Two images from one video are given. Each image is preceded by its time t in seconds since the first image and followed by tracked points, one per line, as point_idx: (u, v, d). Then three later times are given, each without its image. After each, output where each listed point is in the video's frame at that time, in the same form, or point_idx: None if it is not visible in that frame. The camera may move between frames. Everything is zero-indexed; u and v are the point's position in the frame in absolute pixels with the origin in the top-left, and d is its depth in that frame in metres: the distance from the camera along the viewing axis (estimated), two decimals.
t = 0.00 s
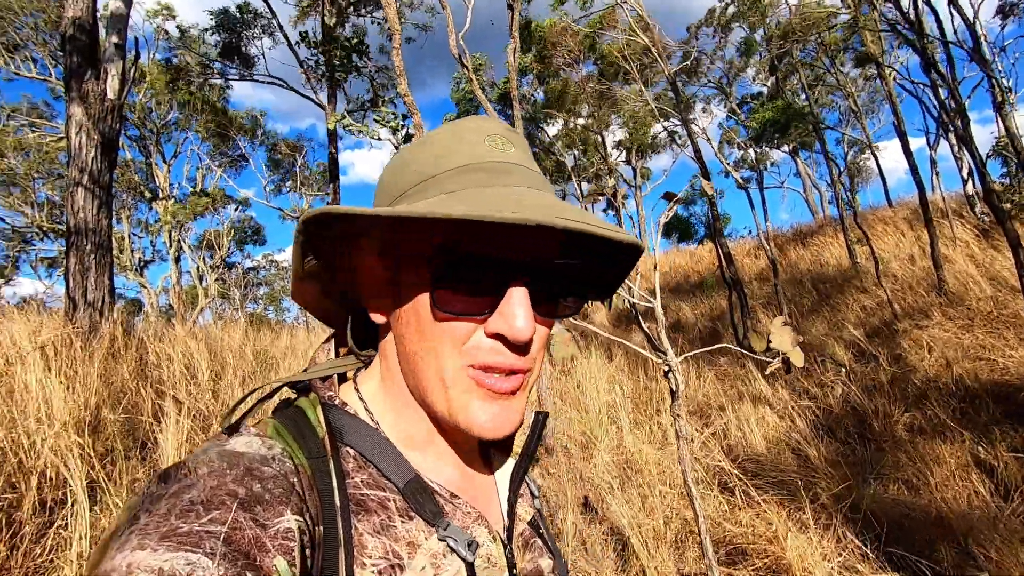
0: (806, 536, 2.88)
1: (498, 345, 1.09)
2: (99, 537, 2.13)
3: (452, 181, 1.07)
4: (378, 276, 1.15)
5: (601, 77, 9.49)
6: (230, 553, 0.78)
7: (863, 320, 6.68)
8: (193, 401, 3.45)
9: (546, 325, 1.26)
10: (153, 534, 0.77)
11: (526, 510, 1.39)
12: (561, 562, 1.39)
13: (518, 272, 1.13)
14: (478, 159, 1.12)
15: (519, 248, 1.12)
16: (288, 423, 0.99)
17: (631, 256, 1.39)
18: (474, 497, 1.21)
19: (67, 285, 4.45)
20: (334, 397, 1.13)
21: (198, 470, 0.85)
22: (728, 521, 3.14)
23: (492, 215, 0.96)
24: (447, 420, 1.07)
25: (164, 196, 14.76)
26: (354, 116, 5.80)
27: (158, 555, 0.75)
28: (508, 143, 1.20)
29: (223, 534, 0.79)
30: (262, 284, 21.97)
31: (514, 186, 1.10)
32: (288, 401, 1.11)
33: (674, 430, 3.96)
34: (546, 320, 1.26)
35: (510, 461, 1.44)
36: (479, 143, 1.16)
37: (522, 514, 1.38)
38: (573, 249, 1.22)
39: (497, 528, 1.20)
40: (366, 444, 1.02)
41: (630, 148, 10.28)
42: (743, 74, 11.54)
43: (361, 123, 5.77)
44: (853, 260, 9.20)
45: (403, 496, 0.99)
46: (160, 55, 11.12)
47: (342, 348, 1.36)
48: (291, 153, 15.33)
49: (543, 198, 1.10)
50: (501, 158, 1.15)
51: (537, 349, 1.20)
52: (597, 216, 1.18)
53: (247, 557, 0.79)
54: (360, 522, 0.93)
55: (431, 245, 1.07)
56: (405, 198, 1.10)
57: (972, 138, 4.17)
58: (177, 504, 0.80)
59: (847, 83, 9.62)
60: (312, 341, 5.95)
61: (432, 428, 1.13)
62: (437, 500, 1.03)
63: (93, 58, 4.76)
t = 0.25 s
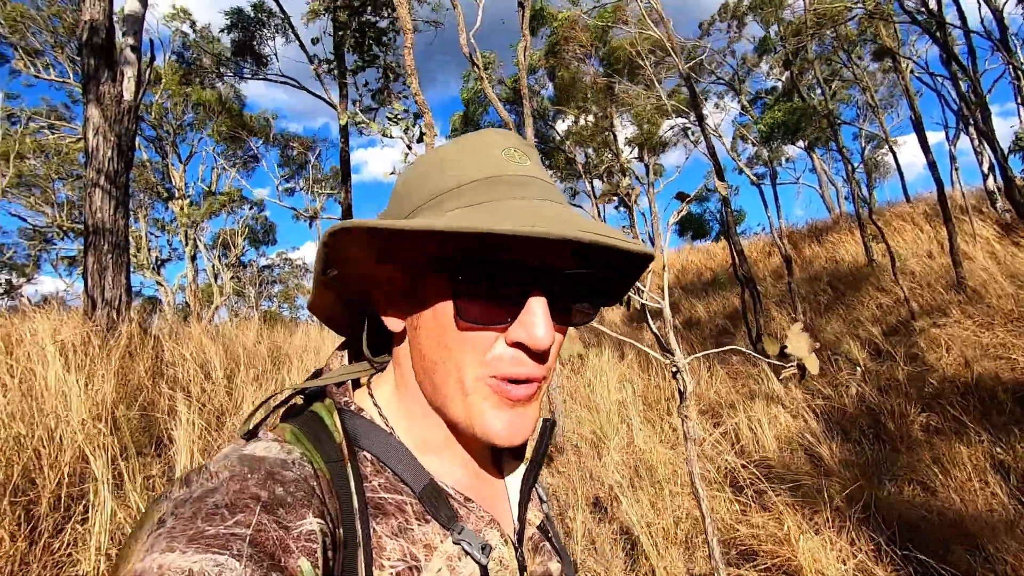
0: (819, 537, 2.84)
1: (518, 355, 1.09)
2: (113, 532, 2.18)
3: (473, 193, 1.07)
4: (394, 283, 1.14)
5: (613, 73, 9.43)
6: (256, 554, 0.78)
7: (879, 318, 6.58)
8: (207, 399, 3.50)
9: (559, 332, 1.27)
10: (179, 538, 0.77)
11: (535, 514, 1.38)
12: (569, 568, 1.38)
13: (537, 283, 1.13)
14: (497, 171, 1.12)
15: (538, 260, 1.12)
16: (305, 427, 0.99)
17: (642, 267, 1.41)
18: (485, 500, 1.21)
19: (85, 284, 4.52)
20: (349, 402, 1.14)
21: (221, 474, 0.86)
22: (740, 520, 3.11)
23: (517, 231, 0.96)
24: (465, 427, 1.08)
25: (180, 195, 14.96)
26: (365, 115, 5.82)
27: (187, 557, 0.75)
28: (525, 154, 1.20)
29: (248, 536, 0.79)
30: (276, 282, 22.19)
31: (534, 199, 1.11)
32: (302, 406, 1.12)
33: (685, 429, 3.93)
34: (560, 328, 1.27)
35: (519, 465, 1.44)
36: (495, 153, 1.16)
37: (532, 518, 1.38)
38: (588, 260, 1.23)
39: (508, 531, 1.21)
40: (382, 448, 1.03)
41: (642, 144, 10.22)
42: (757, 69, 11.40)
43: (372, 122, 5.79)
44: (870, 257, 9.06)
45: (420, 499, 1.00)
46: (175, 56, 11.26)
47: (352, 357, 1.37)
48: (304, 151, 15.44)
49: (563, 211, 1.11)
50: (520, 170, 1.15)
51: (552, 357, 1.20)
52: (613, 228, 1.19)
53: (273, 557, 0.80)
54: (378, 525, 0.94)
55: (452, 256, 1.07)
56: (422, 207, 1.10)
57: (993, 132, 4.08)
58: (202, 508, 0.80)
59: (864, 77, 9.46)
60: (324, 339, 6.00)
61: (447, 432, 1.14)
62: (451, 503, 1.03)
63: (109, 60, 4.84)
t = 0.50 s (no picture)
0: (823, 545, 2.79)
1: (540, 380, 1.09)
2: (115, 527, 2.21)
3: (509, 223, 1.06)
4: (413, 298, 1.11)
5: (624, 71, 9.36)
6: (278, 552, 0.77)
7: (893, 321, 6.48)
8: (213, 395, 3.54)
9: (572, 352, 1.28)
10: (203, 544, 0.77)
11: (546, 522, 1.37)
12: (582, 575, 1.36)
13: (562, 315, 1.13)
14: (533, 200, 1.10)
15: (565, 293, 1.12)
16: (320, 435, 0.99)
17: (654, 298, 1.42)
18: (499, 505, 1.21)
19: (97, 279, 4.58)
20: (364, 410, 1.14)
21: (241, 482, 0.87)
22: (744, 526, 3.05)
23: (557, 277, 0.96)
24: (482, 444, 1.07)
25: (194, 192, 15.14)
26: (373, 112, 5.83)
27: (211, 560, 0.75)
28: (558, 181, 1.18)
29: (270, 536, 0.79)
30: (289, 278, 22.41)
31: (567, 234, 1.10)
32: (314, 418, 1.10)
33: (691, 432, 3.89)
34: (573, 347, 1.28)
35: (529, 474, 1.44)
36: (531, 179, 1.13)
37: (543, 525, 1.38)
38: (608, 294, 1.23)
39: (520, 535, 1.21)
40: (401, 452, 1.03)
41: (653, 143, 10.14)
42: (772, 67, 11.24)
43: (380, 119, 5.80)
44: (885, 259, 8.91)
45: (438, 500, 1.00)
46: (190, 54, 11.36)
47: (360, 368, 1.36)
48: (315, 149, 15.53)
49: (593, 249, 1.11)
50: (554, 199, 1.14)
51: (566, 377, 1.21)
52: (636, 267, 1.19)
53: (296, 553, 0.78)
54: (398, 524, 0.94)
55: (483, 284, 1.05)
56: (454, 227, 1.06)
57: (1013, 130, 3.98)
58: (223, 514, 0.81)
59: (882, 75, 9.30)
60: (331, 336, 6.04)
61: (460, 442, 1.13)
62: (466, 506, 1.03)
63: (123, 58, 4.90)
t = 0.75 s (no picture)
0: (813, 549, 2.76)
1: (568, 416, 1.12)
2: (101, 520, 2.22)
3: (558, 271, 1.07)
4: (448, 322, 1.10)
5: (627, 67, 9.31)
6: (290, 560, 0.79)
7: (894, 322, 6.43)
8: (208, 391, 3.56)
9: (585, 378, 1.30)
10: (217, 548, 0.78)
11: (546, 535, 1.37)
12: None
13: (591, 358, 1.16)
14: (582, 248, 1.11)
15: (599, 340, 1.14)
16: (333, 446, 0.98)
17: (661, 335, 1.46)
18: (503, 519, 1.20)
19: (95, 273, 4.60)
20: (374, 421, 1.13)
21: (253, 489, 0.88)
22: (733, 530, 3.01)
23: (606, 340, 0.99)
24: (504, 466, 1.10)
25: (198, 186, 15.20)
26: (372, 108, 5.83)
27: (225, 565, 0.76)
28: (601, 226, 1.19)
29: (282, 544, 0.80)
30: (293, 273, 22.50)
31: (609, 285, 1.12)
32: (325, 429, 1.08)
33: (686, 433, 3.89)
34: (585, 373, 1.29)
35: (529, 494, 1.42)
36: (582, 225, 1.13)
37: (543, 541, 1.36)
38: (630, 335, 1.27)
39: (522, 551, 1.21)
40: (411, 466, 1.02)
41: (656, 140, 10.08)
42: (778, 64, 11.16)
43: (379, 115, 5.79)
44: (889, 259, 8.85)
45: (442, 515, 0.99)
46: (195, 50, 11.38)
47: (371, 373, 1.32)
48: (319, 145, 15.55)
49: (630, 301, 1.13)
50: (598, 246, 1.15)
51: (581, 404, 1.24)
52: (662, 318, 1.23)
53: (306, 563, 0.79)
54: (403, 538, 0.93)
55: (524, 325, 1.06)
56: (506, 261, 1.05)
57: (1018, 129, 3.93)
58: (237, 520, 0.82)
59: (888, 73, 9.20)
60: (330, 332, 6.06)
61: (470, 459, 1.13)
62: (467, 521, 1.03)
63: (124, 52, 4.91)
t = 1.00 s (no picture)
0: (806, 544, 2.72)
1: (556, 407, 1.04)
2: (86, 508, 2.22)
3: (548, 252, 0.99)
4: (428, 307, 1.02)
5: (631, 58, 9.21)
6: (253, 545, 0.73)
7: (900, 316, 6.33)
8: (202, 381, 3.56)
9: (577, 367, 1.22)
10: (177, 531, 0.72)
11: (536, 536, 1.32)
12: None
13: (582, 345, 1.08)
14: (572, 228, 1.04)
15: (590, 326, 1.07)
16: (307, 431, 0.92)
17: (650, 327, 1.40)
18: (487, 512, 1.12)
19: (96, 264, 4.60)
20: (356, 409, 1.08)
21: (220, 471, 0.82)
22: (725, 522, 2.98)
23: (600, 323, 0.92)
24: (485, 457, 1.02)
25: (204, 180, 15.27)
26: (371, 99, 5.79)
27: (183, 548, 0.70)
28: (590, 207, 1.12)
29: (245, 528, 0.74)
30: (300, 267, 22.59)
31: (600, 268, 1.05)
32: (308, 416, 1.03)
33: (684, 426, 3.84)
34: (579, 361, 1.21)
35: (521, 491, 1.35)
36: (570, 205, 1.06)
37: (533, 541, 1.30)
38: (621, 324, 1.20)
39: (507, 548, 1.12)
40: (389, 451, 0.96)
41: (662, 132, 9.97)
42: (787, 54, 10.99)
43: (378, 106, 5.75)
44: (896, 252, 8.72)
45: (416, 502, 0.92)
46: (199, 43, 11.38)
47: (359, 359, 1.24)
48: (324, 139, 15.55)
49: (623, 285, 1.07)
50: (588, 228, 1.08)
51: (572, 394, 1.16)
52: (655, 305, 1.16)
53: (270, 549, 0.73)
54: (372, 525, 0.86)
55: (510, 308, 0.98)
56: (490, 242, 0.97)
57: None
58: (200, 502, 0.76)
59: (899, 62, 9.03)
60: (329, 324, 6.06)
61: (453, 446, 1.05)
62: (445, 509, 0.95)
63: (122, 43, 4.91)
